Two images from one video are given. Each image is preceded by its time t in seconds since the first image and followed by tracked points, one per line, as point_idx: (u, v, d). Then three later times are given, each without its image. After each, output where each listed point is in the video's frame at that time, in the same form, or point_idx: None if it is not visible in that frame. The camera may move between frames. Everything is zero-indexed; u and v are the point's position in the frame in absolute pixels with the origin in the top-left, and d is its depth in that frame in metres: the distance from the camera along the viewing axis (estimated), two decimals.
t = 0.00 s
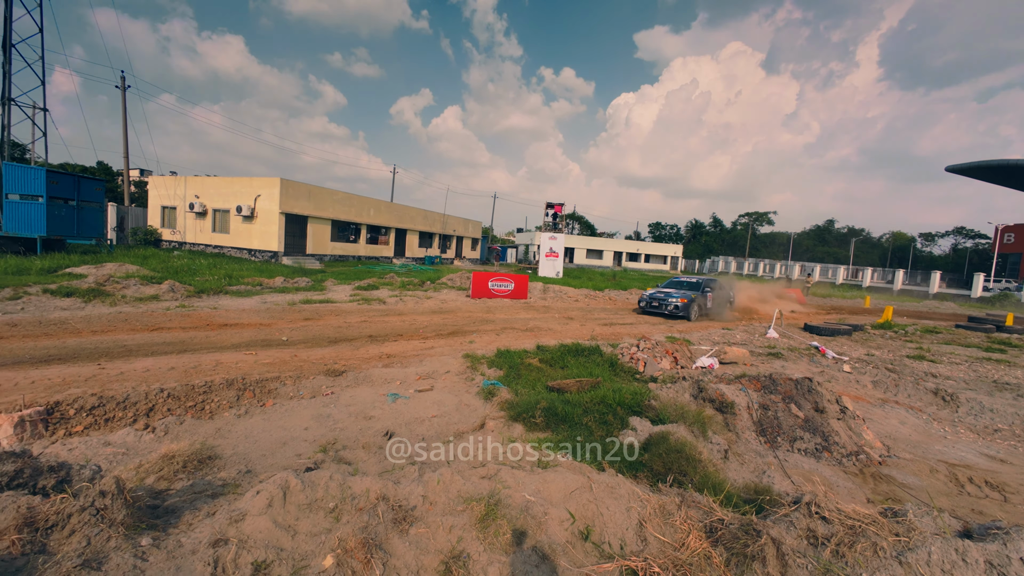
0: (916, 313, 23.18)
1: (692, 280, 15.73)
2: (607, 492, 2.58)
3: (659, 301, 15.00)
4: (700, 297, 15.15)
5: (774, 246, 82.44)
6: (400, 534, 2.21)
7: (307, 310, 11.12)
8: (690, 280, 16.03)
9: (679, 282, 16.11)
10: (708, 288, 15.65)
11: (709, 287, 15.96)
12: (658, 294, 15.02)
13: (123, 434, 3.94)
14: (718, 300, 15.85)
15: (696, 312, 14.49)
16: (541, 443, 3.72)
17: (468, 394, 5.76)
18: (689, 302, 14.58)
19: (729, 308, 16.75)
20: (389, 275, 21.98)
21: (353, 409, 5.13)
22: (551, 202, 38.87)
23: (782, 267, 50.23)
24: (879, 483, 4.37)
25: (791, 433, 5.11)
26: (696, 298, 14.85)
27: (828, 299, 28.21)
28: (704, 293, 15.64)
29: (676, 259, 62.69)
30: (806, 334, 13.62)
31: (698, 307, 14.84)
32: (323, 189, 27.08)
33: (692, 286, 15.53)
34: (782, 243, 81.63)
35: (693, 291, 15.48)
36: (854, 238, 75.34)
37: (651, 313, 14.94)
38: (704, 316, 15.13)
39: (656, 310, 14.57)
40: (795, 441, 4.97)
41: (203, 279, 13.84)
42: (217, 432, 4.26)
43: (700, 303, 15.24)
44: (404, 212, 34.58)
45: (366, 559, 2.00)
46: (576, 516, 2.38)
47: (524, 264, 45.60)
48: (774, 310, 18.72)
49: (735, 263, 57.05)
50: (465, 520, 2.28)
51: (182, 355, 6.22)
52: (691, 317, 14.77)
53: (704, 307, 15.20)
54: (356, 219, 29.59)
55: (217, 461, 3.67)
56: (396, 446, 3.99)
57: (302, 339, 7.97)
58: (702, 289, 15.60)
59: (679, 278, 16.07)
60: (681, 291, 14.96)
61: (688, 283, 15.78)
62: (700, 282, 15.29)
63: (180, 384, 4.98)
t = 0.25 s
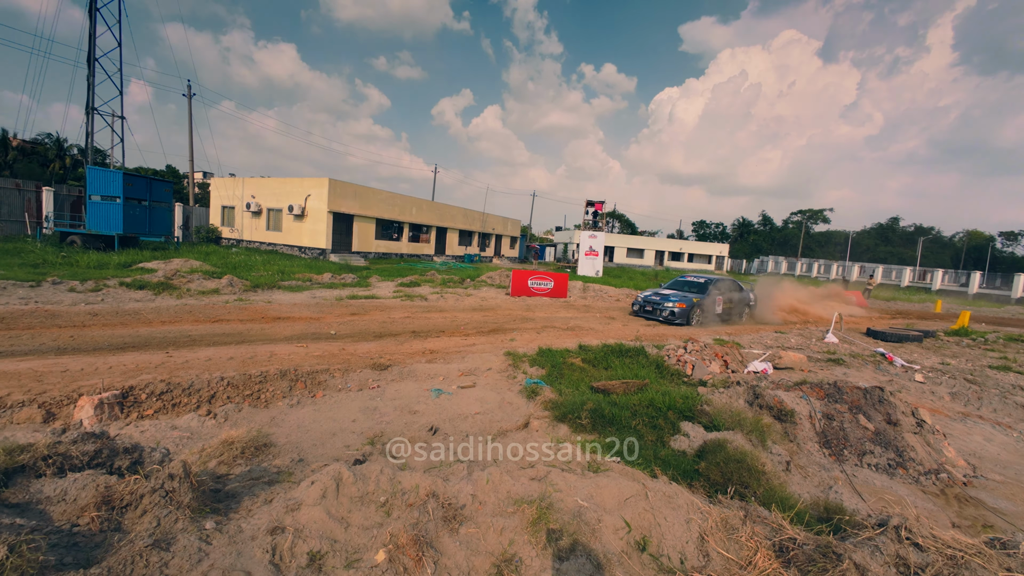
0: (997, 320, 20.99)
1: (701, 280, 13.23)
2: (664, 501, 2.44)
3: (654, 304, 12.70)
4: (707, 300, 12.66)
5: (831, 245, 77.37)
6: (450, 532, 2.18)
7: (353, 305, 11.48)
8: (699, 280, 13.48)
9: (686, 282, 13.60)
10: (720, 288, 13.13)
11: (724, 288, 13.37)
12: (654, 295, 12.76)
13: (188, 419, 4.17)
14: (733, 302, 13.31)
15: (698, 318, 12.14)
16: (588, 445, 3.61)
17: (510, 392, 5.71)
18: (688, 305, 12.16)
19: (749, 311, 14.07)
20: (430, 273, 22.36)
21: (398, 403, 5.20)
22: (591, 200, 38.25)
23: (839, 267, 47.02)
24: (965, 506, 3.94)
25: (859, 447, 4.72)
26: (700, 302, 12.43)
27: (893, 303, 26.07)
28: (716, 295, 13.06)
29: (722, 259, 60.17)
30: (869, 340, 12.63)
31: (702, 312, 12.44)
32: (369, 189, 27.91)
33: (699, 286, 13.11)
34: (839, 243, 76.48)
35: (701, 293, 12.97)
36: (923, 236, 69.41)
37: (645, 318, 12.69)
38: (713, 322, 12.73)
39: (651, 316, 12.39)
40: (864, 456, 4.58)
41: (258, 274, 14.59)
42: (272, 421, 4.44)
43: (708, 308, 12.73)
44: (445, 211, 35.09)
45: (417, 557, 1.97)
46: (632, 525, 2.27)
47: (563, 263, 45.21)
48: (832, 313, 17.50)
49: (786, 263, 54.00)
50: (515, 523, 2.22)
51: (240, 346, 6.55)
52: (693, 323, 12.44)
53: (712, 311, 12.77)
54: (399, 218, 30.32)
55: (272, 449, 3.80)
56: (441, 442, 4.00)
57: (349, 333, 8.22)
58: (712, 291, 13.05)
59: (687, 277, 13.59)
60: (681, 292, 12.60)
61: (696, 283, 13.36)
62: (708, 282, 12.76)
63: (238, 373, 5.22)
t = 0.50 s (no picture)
0: None
1: (696, 276, 11.39)
2: (731, 517, 2.29)
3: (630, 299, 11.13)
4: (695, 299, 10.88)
5: (905, 247, 70.96)
6: (505, 533, 2.15)
7: (403, 302, 11.81)
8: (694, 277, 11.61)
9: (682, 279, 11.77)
10: (714, 288, 11.14)
11: (725, 288, 11.41)
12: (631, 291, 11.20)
13: (255, 406, 4.43)
14: (732, 306, 11.22)
15: (675, 320, 10.42)
16: (642, 451, 3.48)
17: (558, 392, 5.64)
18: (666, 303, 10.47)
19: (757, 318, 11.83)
20: (476, 271, 22.63)
21: (447, 399, 5.27)
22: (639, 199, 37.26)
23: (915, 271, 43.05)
24: None
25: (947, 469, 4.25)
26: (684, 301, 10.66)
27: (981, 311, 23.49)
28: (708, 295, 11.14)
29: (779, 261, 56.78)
30: (952, 352, 11.44)
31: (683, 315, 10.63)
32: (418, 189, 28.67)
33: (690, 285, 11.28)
34: (915, 244, 69.99)
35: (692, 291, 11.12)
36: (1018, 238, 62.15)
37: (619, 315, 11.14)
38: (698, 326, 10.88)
39: (623, 312, 10.91)
40: (953, 480, 4.12)
41: (316, 270, 15.36)
42: (329, 410, 4.62)
43: (694, 308, 10.92)
44: (491, 210, 35.41)
45: (473, 556, 1.96)
46: (696, 540, 2.15)
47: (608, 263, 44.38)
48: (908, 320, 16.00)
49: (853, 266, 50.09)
50: (572, 529, 2.17)
51: (300, 338, 6.91)
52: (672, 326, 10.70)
53: (698, 314, 10.88)
54: (445, 217, 30.91)
55: (330, 438, 3.95)
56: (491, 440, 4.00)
57: (400, 329, 8.45)
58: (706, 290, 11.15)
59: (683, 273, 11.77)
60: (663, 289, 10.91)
61: (688, 280, 11.48)
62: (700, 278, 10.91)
63: (299, 364, 5.50)
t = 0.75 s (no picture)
0: None
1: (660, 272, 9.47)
2: (815, 543, 2.13)
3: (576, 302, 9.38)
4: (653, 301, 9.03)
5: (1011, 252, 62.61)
6: (568, 539, 2.11)
7: (456, 301, 12.04)
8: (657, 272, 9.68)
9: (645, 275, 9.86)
10: (679, 286, 9.25)
11: (697, 286, 9.45)
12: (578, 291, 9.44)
13: (323, 396, 4.68)
14: (705, 307, 9.30)
15: (622, 326, 8.78)
16: (709, 463, 3.30)
17: (614, 397, 5.50)
18: (613, 307, 8.71)
19: (741, 323, 9.86)
20: (527, 272, 22.65)
21: (502, 398, 5.30)
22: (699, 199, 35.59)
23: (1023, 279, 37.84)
24: None
25: None
26: (635, 304, 8.84)
27: None
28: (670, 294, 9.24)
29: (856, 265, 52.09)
30: None
31: (635, 318, 8.90)
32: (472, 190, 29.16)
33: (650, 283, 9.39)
34: None
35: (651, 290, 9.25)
36: None
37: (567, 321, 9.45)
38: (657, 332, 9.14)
39: (567, 317, 9.41)
40: None
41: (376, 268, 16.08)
42: (390, 404, 4.80)
43: (652, 312, 9.05)
44: (543, 211, 35.31)
45: (537, 559, 1.94)
46: (775, 563, 2.01)
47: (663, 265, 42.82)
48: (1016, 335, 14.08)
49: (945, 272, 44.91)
50: (639, 540, 2.10)
51: (362, 333, 7.24)
52: (622, 332, 9.05)
53: (658, 318, 9.10)
54: (498, 218, 31.23)
55: (391, 430, 4.08)
56: (547, 442, 3.96)
57: (455, 327, 8.62)
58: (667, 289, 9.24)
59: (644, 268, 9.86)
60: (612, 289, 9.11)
61: (650, 276, 9.67)
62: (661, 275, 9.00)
63: (362, 358, 5.75)
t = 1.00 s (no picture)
0: None
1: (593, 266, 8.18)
2: None
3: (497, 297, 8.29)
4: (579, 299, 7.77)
5: None
6: (646, 553, 2.05)
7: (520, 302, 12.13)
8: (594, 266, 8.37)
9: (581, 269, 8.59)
10: (613, 282, 7.96)
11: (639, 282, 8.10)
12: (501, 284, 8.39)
13: (396, 390, 4.91)
14: (645, 308, 7.98)
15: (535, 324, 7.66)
16: (799, 486, 3.05)
17: (686, 408, 5.25)
18: (526, 303, 7.58)
19: (697, 332, 8.38)
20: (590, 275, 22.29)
21: (568, 402, 5.25)
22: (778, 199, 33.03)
23: None
24: None
25: None
26: (554, 300, 7.68)
27: None
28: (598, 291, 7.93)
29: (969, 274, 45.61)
30: None
31: (553, 317, 7.77)
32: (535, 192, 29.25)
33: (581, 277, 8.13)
34: None
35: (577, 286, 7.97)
36: None
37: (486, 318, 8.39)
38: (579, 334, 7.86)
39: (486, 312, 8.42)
40: None
41: (442, 269, 16.63)
42: (458, 401, 4.93)
43: (571, 310, 7.80)
44: (606, 213, 34.57)
45: (616, 570, 1.90)
46: None
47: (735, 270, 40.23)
48: None
49: None
50: (727, 563, 2.00)
51: (432, 331, 7.50)
52: (539, 334, 7.85)
53: (584, 319, 7.85)
54: (560, 220, 31.06)
55: (459, 427, 4.19)
56: (616, 449, 3.87)
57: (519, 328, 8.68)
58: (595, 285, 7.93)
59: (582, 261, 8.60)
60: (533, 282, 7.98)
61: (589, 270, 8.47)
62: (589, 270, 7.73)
63: (432, 355, 5.95)
